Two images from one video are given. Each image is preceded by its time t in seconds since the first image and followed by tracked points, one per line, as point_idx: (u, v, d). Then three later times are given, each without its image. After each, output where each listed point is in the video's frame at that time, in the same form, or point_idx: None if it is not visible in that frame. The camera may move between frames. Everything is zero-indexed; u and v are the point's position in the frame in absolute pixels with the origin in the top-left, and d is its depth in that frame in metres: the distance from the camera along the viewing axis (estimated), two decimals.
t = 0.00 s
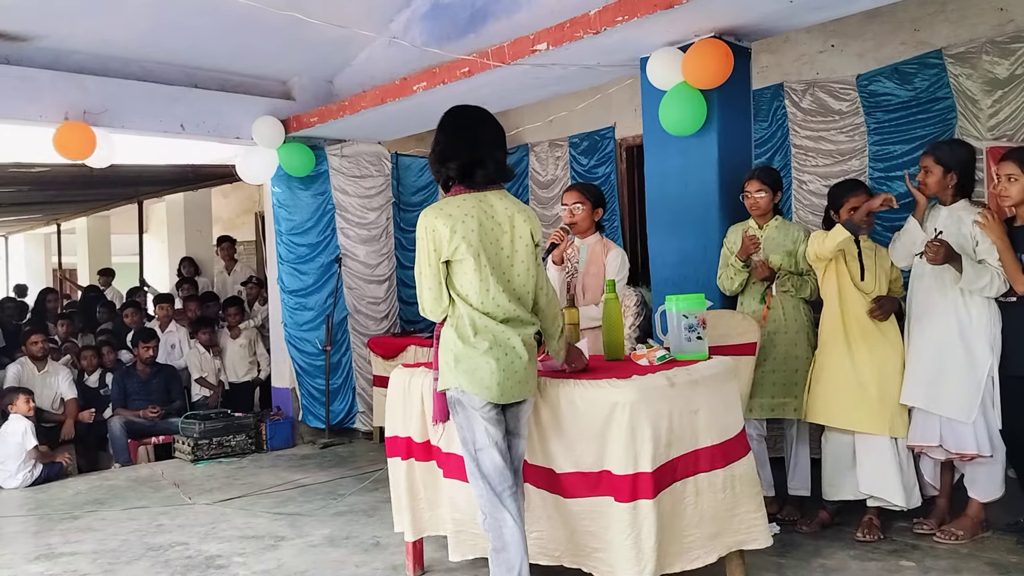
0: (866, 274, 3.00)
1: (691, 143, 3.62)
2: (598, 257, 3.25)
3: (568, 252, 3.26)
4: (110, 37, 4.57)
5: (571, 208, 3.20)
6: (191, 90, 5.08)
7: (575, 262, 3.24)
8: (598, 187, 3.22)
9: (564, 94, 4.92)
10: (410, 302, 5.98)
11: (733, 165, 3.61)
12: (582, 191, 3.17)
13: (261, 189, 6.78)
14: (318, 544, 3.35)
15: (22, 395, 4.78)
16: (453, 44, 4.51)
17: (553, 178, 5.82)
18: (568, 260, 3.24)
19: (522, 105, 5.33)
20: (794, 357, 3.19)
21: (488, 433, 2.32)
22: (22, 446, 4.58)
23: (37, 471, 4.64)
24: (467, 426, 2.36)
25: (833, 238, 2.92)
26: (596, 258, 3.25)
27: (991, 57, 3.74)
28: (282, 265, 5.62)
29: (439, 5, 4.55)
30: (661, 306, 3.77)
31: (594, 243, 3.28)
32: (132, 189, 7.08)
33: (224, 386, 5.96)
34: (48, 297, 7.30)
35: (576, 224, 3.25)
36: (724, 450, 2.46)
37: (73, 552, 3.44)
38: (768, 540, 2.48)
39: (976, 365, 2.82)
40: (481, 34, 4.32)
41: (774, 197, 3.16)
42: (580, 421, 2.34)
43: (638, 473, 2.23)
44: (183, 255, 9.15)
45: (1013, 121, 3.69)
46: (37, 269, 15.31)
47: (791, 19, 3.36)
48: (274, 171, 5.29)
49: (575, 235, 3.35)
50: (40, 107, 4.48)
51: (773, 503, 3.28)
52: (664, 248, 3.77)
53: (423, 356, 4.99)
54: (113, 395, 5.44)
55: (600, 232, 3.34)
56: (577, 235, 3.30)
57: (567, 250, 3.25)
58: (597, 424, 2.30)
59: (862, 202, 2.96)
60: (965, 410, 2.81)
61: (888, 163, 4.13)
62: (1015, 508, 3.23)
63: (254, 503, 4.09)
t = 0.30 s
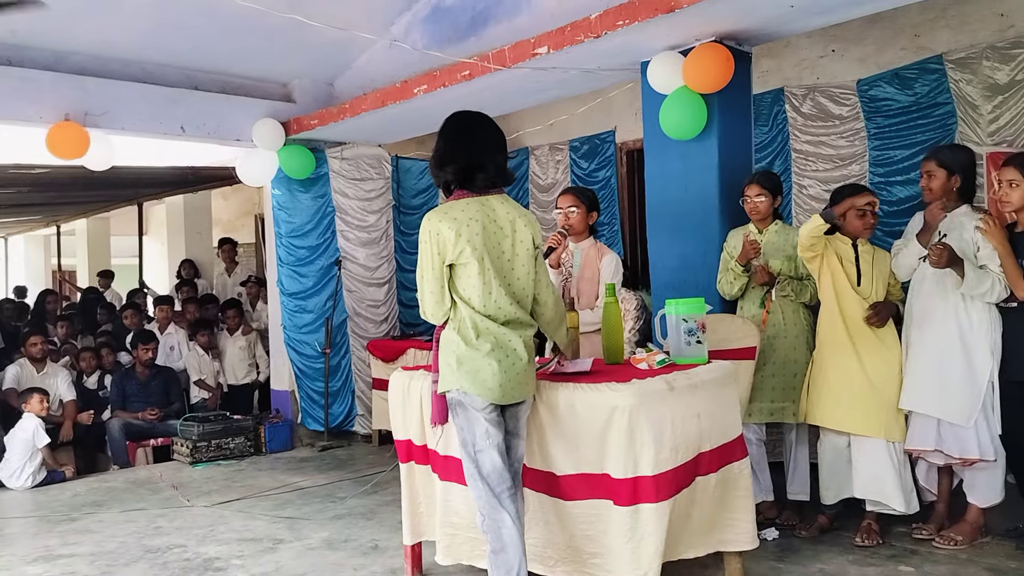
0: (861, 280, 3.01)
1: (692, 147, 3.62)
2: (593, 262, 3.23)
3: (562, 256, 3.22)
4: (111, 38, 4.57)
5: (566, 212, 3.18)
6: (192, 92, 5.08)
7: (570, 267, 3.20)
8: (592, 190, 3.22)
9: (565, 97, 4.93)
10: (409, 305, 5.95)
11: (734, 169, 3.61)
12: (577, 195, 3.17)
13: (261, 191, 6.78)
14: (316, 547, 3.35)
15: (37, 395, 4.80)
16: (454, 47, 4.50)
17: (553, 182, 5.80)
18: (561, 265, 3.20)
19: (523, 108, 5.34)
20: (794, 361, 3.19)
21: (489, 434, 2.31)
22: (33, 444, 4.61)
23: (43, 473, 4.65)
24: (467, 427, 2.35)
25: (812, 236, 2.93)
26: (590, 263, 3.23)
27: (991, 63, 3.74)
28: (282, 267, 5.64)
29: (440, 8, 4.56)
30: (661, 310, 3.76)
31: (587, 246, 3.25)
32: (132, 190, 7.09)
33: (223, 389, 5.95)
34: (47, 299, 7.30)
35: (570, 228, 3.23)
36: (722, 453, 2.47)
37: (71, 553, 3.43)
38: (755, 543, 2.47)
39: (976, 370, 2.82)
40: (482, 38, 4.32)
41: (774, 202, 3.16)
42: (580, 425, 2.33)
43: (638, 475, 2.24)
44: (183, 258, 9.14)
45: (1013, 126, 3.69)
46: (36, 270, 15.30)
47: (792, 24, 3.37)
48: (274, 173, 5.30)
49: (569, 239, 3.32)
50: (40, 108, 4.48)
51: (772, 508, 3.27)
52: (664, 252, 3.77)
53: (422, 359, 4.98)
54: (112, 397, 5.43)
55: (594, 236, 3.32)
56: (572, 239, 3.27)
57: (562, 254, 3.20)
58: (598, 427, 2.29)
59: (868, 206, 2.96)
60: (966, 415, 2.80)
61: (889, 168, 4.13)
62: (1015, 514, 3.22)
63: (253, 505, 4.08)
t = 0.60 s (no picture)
0: (853, 281, 3.01)
1: (690, 149, 3.62)
2: (587, 264, 3.25)
3: (556, 260, 3.22)
4: (110, 39, 4.57)
5: (560, 214, 3.17)
6: (191, 93, 5.08)
7: (564, 270, 3.22)
8: (584, 192, 3.21)
9: (564, 99, 4.94)
10: (408, 306, 5.96)
11: (732, 171, 3.62)
12: (571, 197, 3.15)
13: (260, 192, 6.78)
14: (314, 548, 3.34)
15: (41, 395, 4.75)
16: (454, 49, 4.50)
17: (552, 184, 5.82)
18: (557, 268, 3.21)
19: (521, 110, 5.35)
20: (792, 362, 3.20)
21: (487, 433, 2.32)
22: (33, 442, 4.64)
23: (41, 474, 4.64)
24: (465, 427, 2.36)
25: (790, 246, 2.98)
26: (584, 265, 3.24)
27: (989, 65, 3.75)
28: (281, 268, 5.64)
29: (440, 9, 4.56)
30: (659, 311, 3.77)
31: (581, 248, 3.26)
32: (131, 191, 7.09)
33: (221, 390, 5.95)
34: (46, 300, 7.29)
35: (565, 230, 3.22)
36: (723, 455, 2.48)
37: (69, 554, 3.43)
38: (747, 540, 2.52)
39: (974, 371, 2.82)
40: (481, 40, 4.32)
41: (772, 204, 3.16)
42: (578, 427, 2.32)
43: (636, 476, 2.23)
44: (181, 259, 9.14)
45: (1011, 129, 3.69)
46: (34, 271, 15.28)
47: (790, 26, 3.37)
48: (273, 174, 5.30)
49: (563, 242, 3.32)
50: (39, 109, 4.48)
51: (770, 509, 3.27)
52: (662, 254, 3.78)
53: (421, 360, 4.98)
54: (110, 398, 5.42)
55: (586, 237, 3.32)
56: (566, 241, 3.27)
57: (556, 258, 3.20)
58: (595, 428, 2.28)
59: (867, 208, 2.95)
60: (967, 417, 2.79)
61: (887, 170, 4.13)
62: (1012, 516, 3.23)
63: (252, 507, 4.08)
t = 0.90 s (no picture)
0: (847, 282, 3.00)
1: (689, 151, 3.63)
2: (585, 264, 3.27)
3: (556, 260, 3.18)
4: (109, 41, 4.58)
5: (555, 216, 3.15)
6: (191, 95, 5.09)
7: (563, 271, 3.18)
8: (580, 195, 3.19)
9: (563, 101, 4.94)
10: (407, 308, 5.96)
11: (730, 173, 3.63)
12: (567, 199, 3.14)
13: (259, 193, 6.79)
14: (314, 549, 3.35)
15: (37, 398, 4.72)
16: (452, 51, 4.51)
17: (551, 185, 5.83)
18: (556, 270, 3.17)
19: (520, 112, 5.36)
20: (789, 363, 3.21)
21: (485, 433, 2.32)
22: (30, 442, 4.65)
23: (39, 475, 4.64)
24: (463, 427, 2.36)
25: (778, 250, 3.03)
26: (582, 265, 3.26)
27: (987, 67, 3.76)
28: (281, 270, 5.61)
29: (438, 11, 4.58)
30: (658, 313, 3.77)
31: (578, 250, 3.28)
32: (131, 193, 7.09)
33: (220, 392, 5.95)
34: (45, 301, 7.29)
35: (562, 231, 3.21)
36: (721, 456, 2.47)
37: (69, 556, 3.44)
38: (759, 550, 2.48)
39: (970, 373, 2.80)
40: (480, 41, 4.33)
41: (771, 206, 3.17)
42: (577, 428, 2.32)
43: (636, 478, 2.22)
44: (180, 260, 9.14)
45: (1009, 130, 3.70)
46: (33, 272, 15.27)
47: (788, 29, 3.38)
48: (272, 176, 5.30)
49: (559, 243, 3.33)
50: (38, 111, 4.49)
51: (769, 511, 3.28)
52: (661, 256, 3.79)
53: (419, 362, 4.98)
54: (109, 400, 5.42)
55: (582, 237, 3.34)
56: (563, 242, 3.28)
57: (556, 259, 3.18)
58: (593, 429, 2.28)
59: (852, 210, 2.97)
60: (965, 419, 2.78)
61: (885, 172, 4.14)
62: (1010, 516, 3.23)
63: (251, 508, 4.08)
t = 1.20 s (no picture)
0: (842, 285, 2.99)
1: (688, 153, 3.63)
2: (587, 266, 3.26)
3: (557, 262, 3.16)
4: (108, 43, 4.57)
5: (558, 216, 3.14)
6: (189, 96, 5.08)
7: (565, 272, 3.17)
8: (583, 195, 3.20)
9: (561, 102, 4.94)
10: (406, 309, 5.95)
11: (729, 175, 3.63)
12: (570, 200, 3.13)
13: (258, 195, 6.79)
14: (312, 551, 3.34)
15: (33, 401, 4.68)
16: (451, 52, 4.51)
17: (550, 187, 5.83)
18: (558, 271, 3.14)
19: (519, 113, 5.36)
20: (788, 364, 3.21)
21: (485, 435, 2.32)
22: (23, 444, 4.62)
23: (34, 475, 4.63)
24: (463, 428, 2.35)
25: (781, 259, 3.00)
26: (585, 267, 3.25)
27: (985, 68, 3.77)
28: (279, 271, 5.58)
29: (437, 13, 4.58)
30: (656, 314, 3.77)
31: (580, 251, 3.27)
32: (129, 195, 7.09)
33: (219, 393, 5.95)
34: (43, 303, 7.29)
35: (563, 232, 3.21)
36: (721, 456, 2.50)
37: (67, 558, 3.43)
38: (750, 544, 2.52)
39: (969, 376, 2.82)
40: (479, 43, 4.33)
41: (770, 208, 3.16)
42: (577, 431, 2.32)
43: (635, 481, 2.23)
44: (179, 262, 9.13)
45: (1008, 132, 3.70)
46: (33, 274, 15.25)
47: (786, 30, 3.39)
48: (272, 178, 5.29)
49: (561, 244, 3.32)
50: (36, 112, 4.48)
51: (767, 512, 3.27)
52: (659, 257, 3.79)
53: (418, 364, 4.98)
54: (108, 402, 5.41)
55: (585, 239, 3.32)
56: (565, 244, 3.27)
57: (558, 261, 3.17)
58: (593, 431, 2.28)
59: (847, 209, 2.96)
60: (963, 423, 2.79)
61: (884, 173, 4.14)
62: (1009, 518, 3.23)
63: (249, 510, 4.08)
